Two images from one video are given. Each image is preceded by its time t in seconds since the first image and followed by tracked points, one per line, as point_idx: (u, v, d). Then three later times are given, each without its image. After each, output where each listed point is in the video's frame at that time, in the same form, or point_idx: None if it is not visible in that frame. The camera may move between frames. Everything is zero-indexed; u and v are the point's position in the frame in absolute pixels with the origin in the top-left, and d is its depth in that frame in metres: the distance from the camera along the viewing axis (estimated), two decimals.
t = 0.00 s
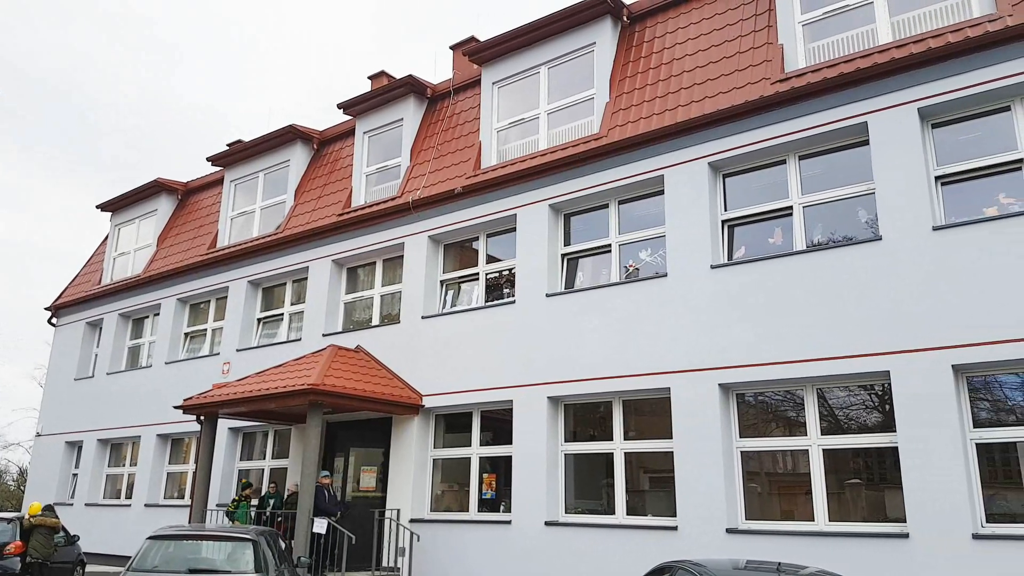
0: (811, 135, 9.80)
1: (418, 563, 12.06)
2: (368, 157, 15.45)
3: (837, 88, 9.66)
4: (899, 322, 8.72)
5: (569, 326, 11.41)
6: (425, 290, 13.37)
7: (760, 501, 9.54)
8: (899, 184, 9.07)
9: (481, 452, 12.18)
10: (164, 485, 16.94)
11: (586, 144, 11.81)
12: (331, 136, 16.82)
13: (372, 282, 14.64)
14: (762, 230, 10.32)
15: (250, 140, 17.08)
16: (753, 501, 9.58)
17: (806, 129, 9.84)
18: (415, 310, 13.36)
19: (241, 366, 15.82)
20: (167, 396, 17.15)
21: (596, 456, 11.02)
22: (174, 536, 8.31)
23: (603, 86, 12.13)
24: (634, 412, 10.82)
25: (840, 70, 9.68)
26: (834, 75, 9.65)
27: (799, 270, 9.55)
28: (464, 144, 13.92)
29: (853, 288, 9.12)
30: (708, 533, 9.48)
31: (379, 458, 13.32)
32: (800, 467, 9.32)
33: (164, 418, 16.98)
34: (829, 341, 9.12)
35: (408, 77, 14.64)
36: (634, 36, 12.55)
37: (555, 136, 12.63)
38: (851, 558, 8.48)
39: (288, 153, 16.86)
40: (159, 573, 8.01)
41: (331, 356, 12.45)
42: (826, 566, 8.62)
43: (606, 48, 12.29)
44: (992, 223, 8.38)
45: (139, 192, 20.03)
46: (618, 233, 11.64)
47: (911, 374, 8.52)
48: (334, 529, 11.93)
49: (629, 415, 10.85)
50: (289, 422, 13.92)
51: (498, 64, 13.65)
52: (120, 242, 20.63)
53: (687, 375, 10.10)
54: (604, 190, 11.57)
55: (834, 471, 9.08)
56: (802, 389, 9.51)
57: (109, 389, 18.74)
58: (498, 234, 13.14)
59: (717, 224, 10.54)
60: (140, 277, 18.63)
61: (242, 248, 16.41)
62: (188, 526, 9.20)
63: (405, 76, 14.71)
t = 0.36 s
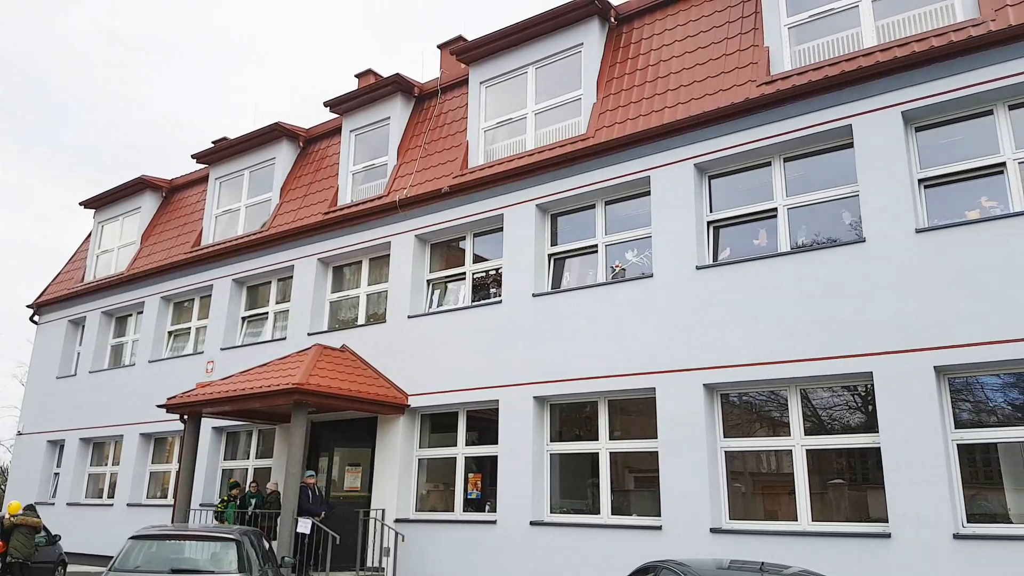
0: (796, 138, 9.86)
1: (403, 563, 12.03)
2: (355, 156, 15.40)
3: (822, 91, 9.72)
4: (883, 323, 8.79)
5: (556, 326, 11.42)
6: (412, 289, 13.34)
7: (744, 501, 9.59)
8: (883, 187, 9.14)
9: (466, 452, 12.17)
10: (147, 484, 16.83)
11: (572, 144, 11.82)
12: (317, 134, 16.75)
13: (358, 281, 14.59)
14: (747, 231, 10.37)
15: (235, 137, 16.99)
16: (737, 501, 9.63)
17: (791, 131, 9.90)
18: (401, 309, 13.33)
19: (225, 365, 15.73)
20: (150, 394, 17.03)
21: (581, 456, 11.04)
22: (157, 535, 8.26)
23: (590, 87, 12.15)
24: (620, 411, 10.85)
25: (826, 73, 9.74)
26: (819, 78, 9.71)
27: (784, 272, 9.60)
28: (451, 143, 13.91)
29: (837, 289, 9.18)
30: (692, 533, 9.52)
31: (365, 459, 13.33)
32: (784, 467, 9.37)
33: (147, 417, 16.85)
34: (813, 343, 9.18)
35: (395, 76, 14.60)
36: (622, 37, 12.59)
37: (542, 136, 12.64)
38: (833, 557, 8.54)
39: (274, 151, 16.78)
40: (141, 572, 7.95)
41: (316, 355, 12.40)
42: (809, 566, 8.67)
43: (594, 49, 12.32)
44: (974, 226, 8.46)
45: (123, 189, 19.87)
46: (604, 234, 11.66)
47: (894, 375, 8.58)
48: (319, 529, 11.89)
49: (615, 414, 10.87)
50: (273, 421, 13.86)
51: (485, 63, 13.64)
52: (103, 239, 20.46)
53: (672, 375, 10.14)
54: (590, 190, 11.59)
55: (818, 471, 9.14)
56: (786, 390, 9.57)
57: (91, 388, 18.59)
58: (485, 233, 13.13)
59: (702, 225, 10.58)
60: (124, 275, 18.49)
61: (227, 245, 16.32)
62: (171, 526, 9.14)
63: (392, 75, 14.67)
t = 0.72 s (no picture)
0: (781, 141, 9.92)
1: (387, 562, 12.01)
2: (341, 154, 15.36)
3: (807, 94, 9.79)
4: (865, 325, 8.86)
5: (541, 326, 11.44)
6: (397, 289, 13.33)
7: (727, 500, 9.64)
8: (865, 190, 9.22)
9: (451, 452, 12.16)
10: (128, 484, 16.73)
11: (559, 145, 11.85)
12: (303, 132, 16.69)
13: (343, 280, 14.56)
14: (732, 233, 10.43)
15: (221, 135, 16.89)
16: (720, 501, 9.68)
17: (776, 135, 9.97)
18: (387, 309, 13.31)
19: (209, 364, 15.64)
20: (133, 393, 16.90)
21: (566, 456, 11.06)
22: (139, 536, 8.21)
23: (577, 89, 12.18)
24: (604, 412, 10.88)
25: (810, 76, 9.81)
26: (803, 82, 9.78)
27: (768, 274, 9.66)
28: (437, 143, 13.90)
29: (821, 290, 9.25)
30: (675, 533, 9.56)
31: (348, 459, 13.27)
32: (767, 467, 9.43)
33: (129, 416, 16.73)
34: (796, 344, 9.24)
35: (382, 75, 14.56)
36: (608, 38, 12.63)
37: (529, 137, 12.66)
38: (815, 557, 8.60)
39: (259, 149, 16.70)
40: (123, 572, 7.90)
41: (300, 355, 12.36)
42: (791, 566, 8.73)
43: (580, 50, 12.35)
44: (956, 229, 8.55)
45: (106, 186, 19.72)
46: (590, 235, 11.69)
47: (876, 376, 8.66)
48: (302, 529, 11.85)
49: (600, 415, 10.90)
50: (257, 421, 13.82)
51: (472, 63, 13.64)
52: (86, 236, 20.29)
53: (657, 376, 10.18)
54: (577, 192, 11.62)
55: (800, 472, 9.21)
56: (770, 390, 9.63)
57: (73, 387, 18.43)
58: (472, 234, 13.13)
59: (687, 227, 10.63)
60: (106, 273, 18.34)
61: (211, 244, 16.22)
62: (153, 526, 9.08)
63: (379, 74, 14.63)
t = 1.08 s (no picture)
0: (763, 144, 9.99)
1: (369, 562, 11.98)
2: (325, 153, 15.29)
3: (789, 98, 9.86)
4: (846, 326, 8.93)
5: (525, 326, 11.45)
6: (382, 288, 13.29)
7: (708, 500, 9.70)
8: (847, 193, 9.30)
9: (434, 452, 12.15)
10: (108, 483, 16.58)
11: (544, 146, 11.86)
12: (286, 130, 16.60)
13: (327, 279, 14.50)
14: (715, 235, 10.49)
15: (203, 132, 16.77)
16: (702, 501, 9.73)
17: (759, 138, 10.03)
18: (371, 308, 13.28)
19: (190, 363, 15.53)
20: (113, 392, 16.75)
21: (549, 456, 11.08)
22: (118, 535, 8.14)
23: (562, 89, 12.20)
24: (588, 412, 10.91)
25: (793, 80, 9.88)
26: (786, 85, 9.85)
27: (750, 275, 9.72)
28: (422, 142, 13.87)
29: (803, 292, 9.32)
30: (657, 532, 9.60)
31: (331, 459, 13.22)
32: (748, 467, 9.49)
33: (108, 415, 16.58)
34: (777, 346, 9.31)
35: (366, 74, 14.52)
36: (594, 40, 12.66)
37: (514, 137, 12.67)
38: (795, 556, 8.67)
39: (242, 146, 16.59)
40: (100, 573, 7.83)
41: (283, 354, 12.30)
42: (771, 565, 8.79)
43: (566, 51, 12.37)
44: (936, 232, 8.63)
45: (87, 182, 19.53)
46: (575, 235, 11.72)
47: (856, 377, 8.74)
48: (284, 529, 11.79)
49: (583, 414, 10.93)
50: (238, 421, 13.74)
51: (458, 62, 13.62)
52: (66, 233, 20.09)
53: (640, 376, 10.22)
54: (561, 192, 11.64)
55: (781, 472, 9.27)
56: (751, 391, 9.68)
57: (52, 385, 18.24)
58: (457, 233, 13.12)
59: (671, 228, 10.68)
60: (86, 270, 18.17)
61: (193, 241, 16.11)
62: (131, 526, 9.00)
63: (364, 72, 14.58)
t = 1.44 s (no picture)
0: (747, 146, 10.04)
1: (351, 562, 11.94)
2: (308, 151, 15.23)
3: (772, 100, 9.92)
4: (827, 327, 9.00)
5: (509, 325, 11.45)
6: (365, 287, 13.25)
7: (690, 500, 9.75)
8: (828, 195, 9.37)
9: (417, 452, 12.13)
10: (87, 482, 16.43)
11: (529, 146, 11.86)
12: (269, 127, 16.52)
13: (310, 278, 14.44)
14: (698, 236, 10.53)
15: (186, 129, 16.64)
16: (683, 501, 9.78)
17: (742, 139, 10.08)
18: (354, 307, 13.23)
19: (171, 361, 15.42)
20: (92, 390, 16.60)
21: (532, 456, 11.09)
22: (96, 535, 8.08)
23: (547, 90, 12.21)
24: (571, 411, 10.93)
25: (776, 83, 9.94)
26: (769, 88, 9.91)
27: (732, 276, 9.77)
28: (407, 141, 13.84)
29: (784, 293, 9.38)
30: (639, 532, 9.64)
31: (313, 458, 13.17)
32: (730, 467, 9.54)
33: (88, 414, 16.42)
34: (759, 346, 9.37)
35: (351, 71, 14.47)
36: (579, 41, 12.69)
37: (498, 137, 12.66)
38: (775, 557, 8.72)
39: (224, 143, 16.49)
40: (78, 572, 7.76)
41: (264, 352, 12.23)
42: (752, 564, 8.84)
43: (550, 52, 12.39)
44: (916, 234, 8.72)
45: (67, 179, 19.34)
46: (559, 236, 11.74)
47: (836, 378, 8.81)
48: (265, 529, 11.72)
49: (566, 414, 10.94)
50: (219, 420, 13.65)
51: (442, 61, 13.60)
52: (45, 230, 19.89)
53: (623, 376, 10.24)
54: (545, 193, 11.66)
55: (761, 472, 9.33)
56: (733, 391, 9.74)
57: (30, 383, 18.05)
58: (441, 232, 13.10)
59: (654, 229, 10.72)
60: (66, 267, 18.00)
61: (174, 239, 15.99)
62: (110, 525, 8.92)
63: (348, 70, 14.53)
